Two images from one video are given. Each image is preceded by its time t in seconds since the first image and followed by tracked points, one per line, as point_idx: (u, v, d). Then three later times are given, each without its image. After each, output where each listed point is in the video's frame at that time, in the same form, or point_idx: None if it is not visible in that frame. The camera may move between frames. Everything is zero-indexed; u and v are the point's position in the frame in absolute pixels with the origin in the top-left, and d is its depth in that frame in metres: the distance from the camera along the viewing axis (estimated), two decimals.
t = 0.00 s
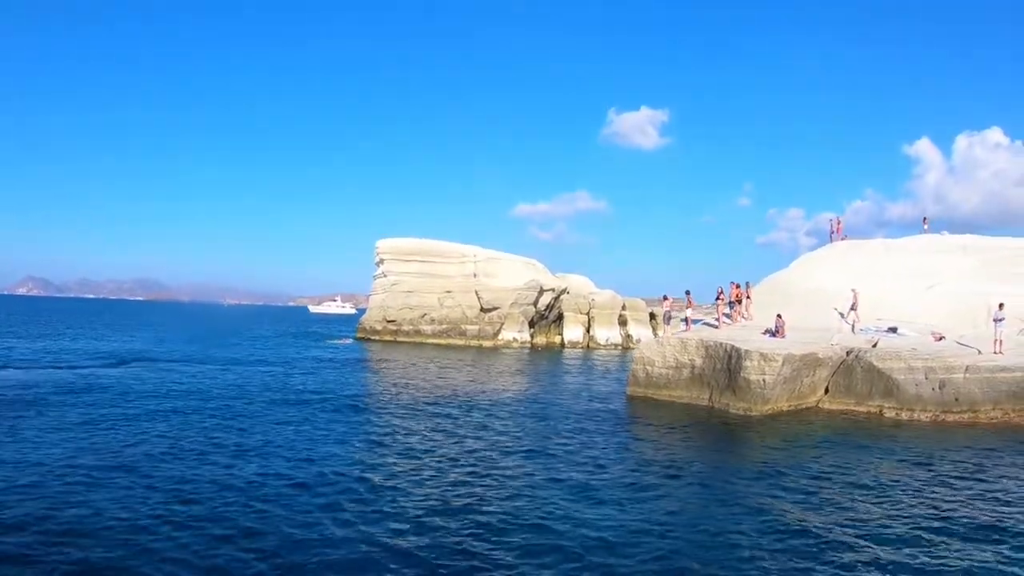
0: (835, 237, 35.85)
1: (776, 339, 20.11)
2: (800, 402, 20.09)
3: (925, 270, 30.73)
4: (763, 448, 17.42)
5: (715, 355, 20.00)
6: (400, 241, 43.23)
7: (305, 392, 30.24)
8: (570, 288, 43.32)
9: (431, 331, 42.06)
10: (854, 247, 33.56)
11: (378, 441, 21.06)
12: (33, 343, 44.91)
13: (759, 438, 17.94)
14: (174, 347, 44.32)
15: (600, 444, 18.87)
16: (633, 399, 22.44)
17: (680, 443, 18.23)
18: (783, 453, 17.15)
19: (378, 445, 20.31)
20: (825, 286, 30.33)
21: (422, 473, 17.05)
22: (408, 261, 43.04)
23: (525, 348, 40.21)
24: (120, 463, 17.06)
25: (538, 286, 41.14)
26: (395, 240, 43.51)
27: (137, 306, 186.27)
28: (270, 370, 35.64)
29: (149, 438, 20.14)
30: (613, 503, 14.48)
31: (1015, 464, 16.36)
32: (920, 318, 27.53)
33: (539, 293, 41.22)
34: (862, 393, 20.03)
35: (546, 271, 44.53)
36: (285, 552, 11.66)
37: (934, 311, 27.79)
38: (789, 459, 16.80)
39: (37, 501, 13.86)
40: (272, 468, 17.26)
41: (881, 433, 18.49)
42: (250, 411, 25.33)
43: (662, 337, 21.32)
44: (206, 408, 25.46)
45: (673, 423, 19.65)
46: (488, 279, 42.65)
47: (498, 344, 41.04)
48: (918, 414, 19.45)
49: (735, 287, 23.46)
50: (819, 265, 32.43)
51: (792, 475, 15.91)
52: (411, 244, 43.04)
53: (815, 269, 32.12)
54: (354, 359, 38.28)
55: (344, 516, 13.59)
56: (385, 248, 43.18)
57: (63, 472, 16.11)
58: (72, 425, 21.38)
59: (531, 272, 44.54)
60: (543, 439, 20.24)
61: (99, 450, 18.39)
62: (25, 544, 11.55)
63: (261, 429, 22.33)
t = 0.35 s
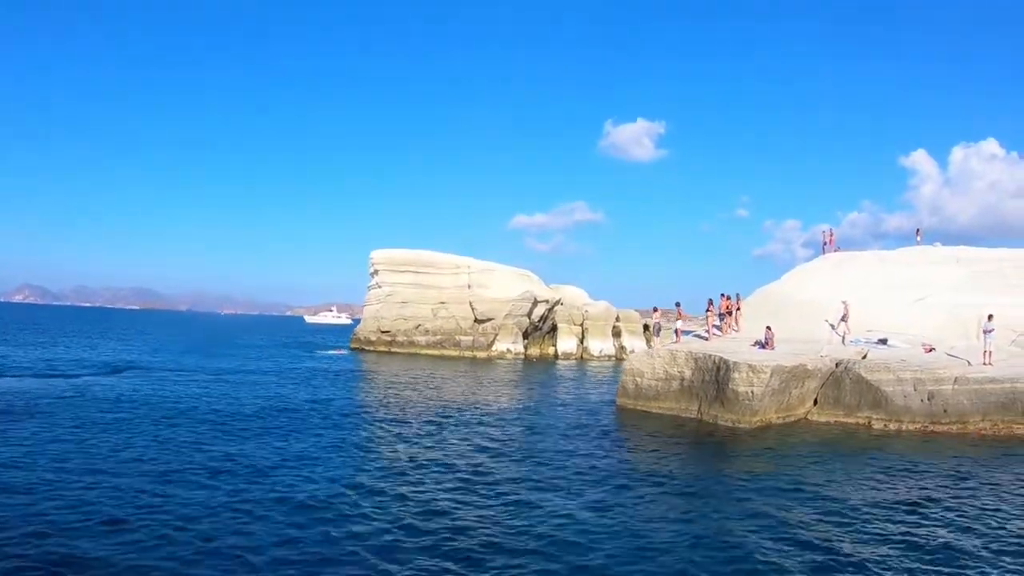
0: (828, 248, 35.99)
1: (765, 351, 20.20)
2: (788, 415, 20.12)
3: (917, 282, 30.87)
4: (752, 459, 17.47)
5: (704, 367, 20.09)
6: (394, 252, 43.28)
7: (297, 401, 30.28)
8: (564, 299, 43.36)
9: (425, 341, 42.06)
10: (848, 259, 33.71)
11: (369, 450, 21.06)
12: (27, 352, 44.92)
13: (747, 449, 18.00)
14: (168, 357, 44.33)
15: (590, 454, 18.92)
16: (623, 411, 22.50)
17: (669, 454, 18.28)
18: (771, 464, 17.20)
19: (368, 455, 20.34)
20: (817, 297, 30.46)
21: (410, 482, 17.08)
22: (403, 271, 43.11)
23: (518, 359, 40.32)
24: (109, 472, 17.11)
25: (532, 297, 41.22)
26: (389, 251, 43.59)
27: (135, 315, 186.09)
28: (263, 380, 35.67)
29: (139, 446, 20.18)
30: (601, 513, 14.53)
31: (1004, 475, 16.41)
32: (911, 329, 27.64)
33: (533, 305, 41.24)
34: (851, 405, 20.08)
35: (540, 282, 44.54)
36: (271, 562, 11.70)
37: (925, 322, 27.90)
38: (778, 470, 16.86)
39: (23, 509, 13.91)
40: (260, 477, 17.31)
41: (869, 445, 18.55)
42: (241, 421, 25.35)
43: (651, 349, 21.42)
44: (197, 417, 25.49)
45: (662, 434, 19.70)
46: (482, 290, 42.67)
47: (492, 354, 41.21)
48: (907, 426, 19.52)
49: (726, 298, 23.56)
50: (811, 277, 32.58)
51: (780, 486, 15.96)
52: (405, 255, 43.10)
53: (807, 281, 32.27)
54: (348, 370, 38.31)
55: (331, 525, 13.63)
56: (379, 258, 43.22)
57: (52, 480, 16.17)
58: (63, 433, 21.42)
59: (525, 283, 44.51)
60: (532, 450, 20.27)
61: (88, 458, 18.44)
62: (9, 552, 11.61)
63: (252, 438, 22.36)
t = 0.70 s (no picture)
0: (814, 254, 36.12)
1: (747, 356, 20.21)
2: (770, 419, 20.11)
3: (901, 287, 31.04)
4: (733, 463, 17.48)
5: (685, 372, 20.09)
6: (381, 257, 43.09)
7: (281, 406, 30.11)
8: (551, 304, 43.34)
9: (411, 346, 42.26)
10: (833, 264, 33.91)
11: (351, 455, 20.96)
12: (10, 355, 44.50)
13: (728, 453, 18.02)
14: (153, 361, 44.01)
15: (572, 459, 18.91)
16: (606, 415, 22.49)
17: (651, 458, 18.26)
18: (752, 468, 17.19)
19: (349, 459, 20.24)
20: (801, 302, 30.58)
21: (389, 486, 17.00)
22: (389, 277, 42.94)
23: (505, 364, 40.27)
24: (86, 476, 16.99)
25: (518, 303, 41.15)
26: (376, 256, 43.42)
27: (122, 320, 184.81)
28: (248, 385, 35.49)
29: (119, 450, 20.04)
30: (582, 517, 14.53)
31: (983, 477, 16.51)
32: (893, 334, 27.79)
33: (519, 310, 41.15)
34: (832, 410, 20.07)
35: (527, 287, 44.45)
36: (248, 569, 11.63)
37: (908, 327, 28.05)
38: (759, 473, 16.89)
39: None
40: (239, 481, 17.20)
41: (849, 449, 18.57)
42: (223, 425, 25.20)
43: (633, 354, 21.41)
44: (179, 421, 25.33)
45: (644, 439, 19.67)
46: (469, 295, 42.46)
47: (478, 359, 41.21)
48: (888, 430, 19.58)
49: (709, 304, 23.57)
50: (796, 282, 32.74)
51: (761, 489, 15.99)
52: (391, 260, 42.90)
53: (792, 286, 32.42)
54: (334, 374, 38.16)
55: (310, 530, 13.56)
56: (366, 264, 43.10)
57: (27, 484, 16.02)
58: (42, 437, 21.24)
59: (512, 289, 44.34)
60: (514, 455, 20.22)
61: (66, 462, 18.30)
62: None
63: (233, 442, 22.23)
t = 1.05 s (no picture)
0: (783, 261, 36.49)
1: (713, 361, 20.29)
2: (735, 424, 20.18)
3: (867, 294, 31.48)
4: (699, 465, 17.47)
5: (651, 377, 20.11)
6: (353, 262, 42.66)
7: (247, 410, 29.61)
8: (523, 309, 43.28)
9: (383, 352, 41.87)
10: (802, 270, 34.28)
11: (315, 458, 20.63)
12: None
13: (694, 456, 18.02)
14: (117, 365, 43.05)
15: (540, 462, 18.80)
16: (573, 420, 22.39)
17: (618, 461, 18.20)
18: (717, 470, 17.21)
19: (313, 462, 19.92)
20: (769, 308, 30.87)
21: (352, 488, 16.75)
22: (362, 282, 42.57)
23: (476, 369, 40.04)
24: (40, 477, 16.50)
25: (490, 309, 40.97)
26: (348, 261, 42.99)
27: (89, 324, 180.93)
28: (215, 388, 34.86)
29: (76, 452, 19.51)
30: (550, 518, 14.41)
31: (946, 479, 16.67)
32: (858, 340, 28.13)
33: (491, 315, 41.01)
34: (797, 414, 20.11)
35: (499, 293, 44.36)
36: (206, 570, 11.34)
37: (873, 333, 28.41)
38: (725, 476, 16.89)
39: None
40: (199, 483, 16.84)
41: (814, 453, 18.65)
42: (186, 428, 24.69)
43: (600, 359, 21.40)
44: (141, 424, 24.77)
45: (610, 443, 19.62)
46: (441, 301, 42.25)
47: (450, 365, 40.98)
48: (852, 434, 19.72)
49: (676, 310, 23.68)
50: (765, 288, 33.06)
51: (728, 492, 15.96)
52: (363, 265, 42.51)
53: (761, 292, 32.73)
54: (303, 379, 37.66)
55: (271, 531, 13.30)
56: (338, 268, 42.65)
57: None
58: None
59: (483, 294, 44.24)
60: (481, 459, 20.04)
61: (19, 463, 17.77)
62: None
63: (195, 444, 21.78)
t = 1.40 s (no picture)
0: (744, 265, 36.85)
1: (669, 364, 20.37)
2: (691, 426, 20.26)
3: (824, 297, 31.96)
4: (655, 465, 17.46)
5: (608, 379, 20.11)
6: (315, 264, 42.05)
7: (202, 411, 28.91)
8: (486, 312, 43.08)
9: (345, 354, 41.24)
10: (762, 274, 34.69)
11: (268, 458, 20.20)
12: None
13: (650, 456, 18.02)
14: (69, 367, 41.77)
15: (496, 463, 18.63)
16: (531, 423, 22.27)
17: (575, 462, 18.12)
18: (673, 470, 17.23)
19: (265, 462, 19.51)
20: (728, 311, 31.22)
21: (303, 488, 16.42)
22: (324, 285, 42.01)
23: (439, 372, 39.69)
24: None
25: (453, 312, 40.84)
26: (310, 263, 42.35)
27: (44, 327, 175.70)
28: (169, 390, 33.99)
29: (17, 454, 18.82)
30: (502, 518, 14.27)
31: (896, 478, 16.88)
32: (813, 342, 28.48)
33: (454, 318, 40.70)
34: (753, 416, 20.24)
35: (462, 296, 44.16)
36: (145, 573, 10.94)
37: (828, 336, 28.82)
38: (681, 476, 16.88)
39: None
40: (144, 484, 16.36)
41: (768, 454, 18.76)
42: (136, 429, 24.00)
43: (558, 362, 21.33)
44: (88, 425, 24.01)
45: (568, 444, 19.53)
46: (404, 304, 41.92)
47: (412, 367, 40.60)
48: (807, 435, 19.86)
49: (634, 312, 23.75)
50: (725, 291, 33.40)
51: (682, 490, 15.98)
52: (325, 267, 41.92)
53: (721, 295, 33.06)
54: (262, 381, 36.94)
55: (216, 531, 12.95)
56: (300, 271, 41.98)
57: None
58: None
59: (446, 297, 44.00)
60: (438, 460, 19.81)
61: None
62: None
63: (144, 445, 21.16)
